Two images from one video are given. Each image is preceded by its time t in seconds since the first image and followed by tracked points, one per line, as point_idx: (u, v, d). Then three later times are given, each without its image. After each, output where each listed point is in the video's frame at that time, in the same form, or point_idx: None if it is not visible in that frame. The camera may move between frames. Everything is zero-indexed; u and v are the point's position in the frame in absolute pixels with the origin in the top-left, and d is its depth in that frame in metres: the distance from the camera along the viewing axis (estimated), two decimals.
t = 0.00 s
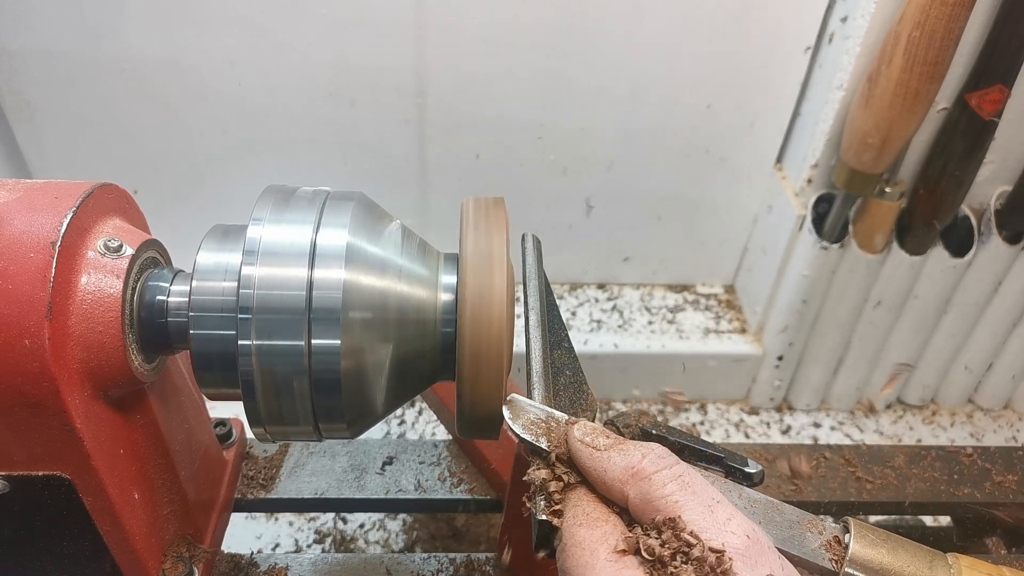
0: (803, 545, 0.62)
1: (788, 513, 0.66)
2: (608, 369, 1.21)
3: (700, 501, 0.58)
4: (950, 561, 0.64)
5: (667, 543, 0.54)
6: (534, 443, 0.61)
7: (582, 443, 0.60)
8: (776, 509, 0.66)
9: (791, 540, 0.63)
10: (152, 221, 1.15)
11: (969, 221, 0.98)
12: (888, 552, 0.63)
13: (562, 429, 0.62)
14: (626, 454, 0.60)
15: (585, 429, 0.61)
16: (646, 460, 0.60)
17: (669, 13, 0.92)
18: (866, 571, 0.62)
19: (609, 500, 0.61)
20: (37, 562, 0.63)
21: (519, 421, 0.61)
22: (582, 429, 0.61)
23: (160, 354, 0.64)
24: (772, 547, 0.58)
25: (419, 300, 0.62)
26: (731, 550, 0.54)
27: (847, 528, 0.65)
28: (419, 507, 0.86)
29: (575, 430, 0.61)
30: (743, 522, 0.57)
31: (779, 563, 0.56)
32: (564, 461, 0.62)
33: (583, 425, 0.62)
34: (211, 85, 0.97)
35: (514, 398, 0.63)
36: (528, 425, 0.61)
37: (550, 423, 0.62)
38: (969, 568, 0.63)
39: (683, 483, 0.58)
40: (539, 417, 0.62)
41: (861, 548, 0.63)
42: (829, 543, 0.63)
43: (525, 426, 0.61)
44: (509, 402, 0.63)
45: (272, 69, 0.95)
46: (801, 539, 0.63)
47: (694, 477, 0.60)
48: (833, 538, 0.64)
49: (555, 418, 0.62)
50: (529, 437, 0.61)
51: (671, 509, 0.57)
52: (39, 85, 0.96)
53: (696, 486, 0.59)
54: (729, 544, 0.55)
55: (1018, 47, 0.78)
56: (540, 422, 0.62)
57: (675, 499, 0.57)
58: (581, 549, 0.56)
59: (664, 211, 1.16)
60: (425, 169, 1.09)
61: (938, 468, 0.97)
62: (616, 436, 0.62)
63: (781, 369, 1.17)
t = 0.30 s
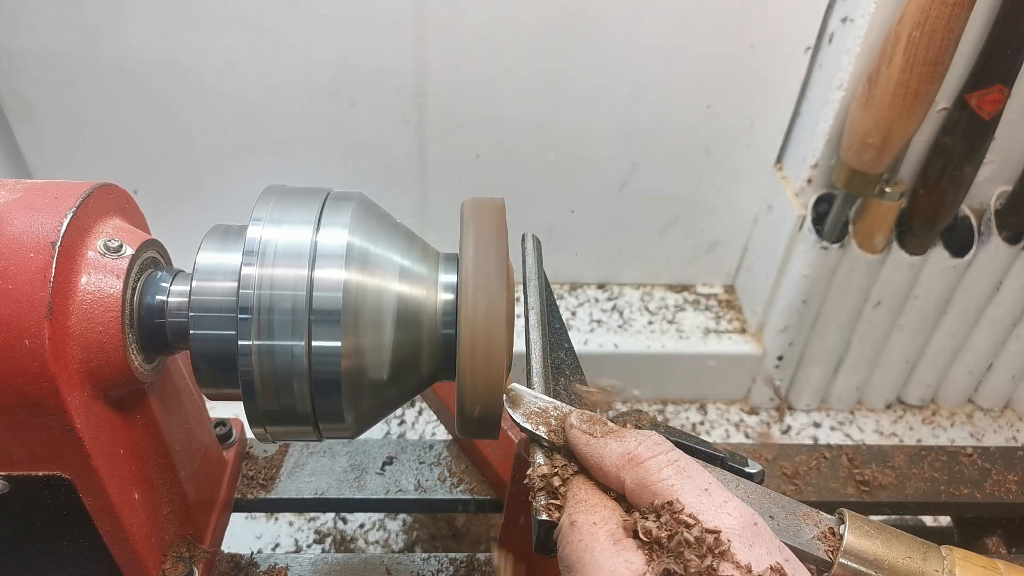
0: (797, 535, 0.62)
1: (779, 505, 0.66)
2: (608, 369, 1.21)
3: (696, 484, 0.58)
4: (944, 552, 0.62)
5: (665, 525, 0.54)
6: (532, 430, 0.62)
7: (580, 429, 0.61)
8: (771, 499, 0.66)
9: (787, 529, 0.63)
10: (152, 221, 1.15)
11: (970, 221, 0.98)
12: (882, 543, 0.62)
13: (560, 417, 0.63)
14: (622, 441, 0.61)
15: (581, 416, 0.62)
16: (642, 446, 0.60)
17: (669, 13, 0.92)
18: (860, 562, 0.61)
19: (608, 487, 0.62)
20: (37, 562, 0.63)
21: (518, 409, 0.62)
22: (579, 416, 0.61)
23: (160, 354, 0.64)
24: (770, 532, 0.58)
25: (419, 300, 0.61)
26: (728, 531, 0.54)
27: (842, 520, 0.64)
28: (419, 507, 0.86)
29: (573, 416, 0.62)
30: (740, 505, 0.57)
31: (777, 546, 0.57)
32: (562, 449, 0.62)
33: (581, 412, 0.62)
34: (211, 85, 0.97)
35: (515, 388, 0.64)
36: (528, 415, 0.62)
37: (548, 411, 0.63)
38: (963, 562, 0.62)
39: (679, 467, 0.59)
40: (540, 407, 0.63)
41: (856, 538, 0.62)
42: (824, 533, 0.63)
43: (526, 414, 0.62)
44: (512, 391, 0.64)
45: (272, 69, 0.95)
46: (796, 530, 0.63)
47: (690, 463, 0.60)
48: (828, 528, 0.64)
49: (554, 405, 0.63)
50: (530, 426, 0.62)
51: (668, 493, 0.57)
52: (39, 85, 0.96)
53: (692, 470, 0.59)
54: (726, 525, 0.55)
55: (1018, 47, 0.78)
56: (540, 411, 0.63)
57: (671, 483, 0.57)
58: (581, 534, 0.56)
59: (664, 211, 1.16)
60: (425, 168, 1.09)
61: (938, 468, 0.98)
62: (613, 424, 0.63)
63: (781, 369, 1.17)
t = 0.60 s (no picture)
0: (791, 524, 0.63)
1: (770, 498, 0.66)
2: (608, 369, 1.21)
3: (689, 470, 0.59)
4: (936, 544, 0.63)
5: (662, 507, 0.56)
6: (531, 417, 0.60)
7: (577, 413, 0.60)
8: (766, 489, 0.67)
9: (782, 519, 0.63)
10: (152, 221, 1.15)
11: (969, 221, 0.98)
12: (875, 534, 0.62)
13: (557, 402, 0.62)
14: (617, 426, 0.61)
15: (580, 401, 0.61)
16: (637, 434, 0.61)
17: (669, 13, 0.92)
18: (852, 553, 0.61)
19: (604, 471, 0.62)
20: (37, 562, 0.63)
21: (519, 396, 0.61)
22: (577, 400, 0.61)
23: (160, 354, 0.64)
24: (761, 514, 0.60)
25: (419, 300, 0.61)
26: (723, 513, 0.56)
27: (835, 510, 0.64)
28: (419, 507, 0.86)
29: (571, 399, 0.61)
30: (732, 489, 0.59)
31: (771, 527, 0.58)
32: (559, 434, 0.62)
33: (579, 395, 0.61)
34: (211, 85, 0.97)
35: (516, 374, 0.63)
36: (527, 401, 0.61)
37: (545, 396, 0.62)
38: (955, 554, 0.62)
39: (672, 453, 0.60)
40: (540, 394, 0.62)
41: (848, 529, 0.62)
42: (817, 523, 0.64)
43: (528, 401, 0.61)
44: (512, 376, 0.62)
45: (272, 69, 0.95)
46: (789, 519, 0.64)
47: (682, 450, 0.62)
48: (822, 517, 0.64)
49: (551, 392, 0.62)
50: (529, 412, 0.60)
51: (662, 478, 0.58)
52: (39, 85, 0.96)
53: (686, 456, 0.61)
54: (720, 508, 0.57)
55: (1018, 47, 0.78)
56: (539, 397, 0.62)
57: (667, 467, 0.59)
58: (581, 519, 0.57)
59: (664, 211, 1.16)
60: (425, 168, 1.09)
61: (938, 468, 0.98)
62: (611, 409, 0.62)
63: (781, 369, 1.17)
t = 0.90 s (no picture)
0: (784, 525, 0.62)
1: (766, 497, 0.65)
2: (608, 369, 1.21)
3: (684, 463, 0.60)
4: (929, 554, 0.62)
5: (658, 500, 0.56)
6: (533, 400, 0.62)
7: (583, 394, 0.61)
8: (761, 488, 0.66)
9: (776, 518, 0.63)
10: (152, 221, 1.15)
11: (970, 221, 0.98)
12: (866, 539, 0.62)
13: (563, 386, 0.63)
14: (619, 414, 0.61)
15: (588, 382, 0.62)
16: (635, 427, 0.61)
17: (669, 13, 0.92)
18: (842, 557, 0.61)
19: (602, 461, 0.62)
20: (37, 562, 0.63)
21: (523, 379, 0.62)
22: (584, 380, 0.61)
23: (160, 354, 0.64)
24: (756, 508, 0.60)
25: (419, 300, 0.61)
26: (717, 505, 0.57)
27: (829, 514, 0.64)
28: (419, 507, 0.86)
29: (577, 381, 0.62)
30: (728, 483, 0.59)
31: (766, 522, 0.58)
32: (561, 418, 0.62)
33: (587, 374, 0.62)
34: (211, 85, 0.97)
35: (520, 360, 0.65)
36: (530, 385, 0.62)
37: (550, 379, 0.63)
38: (947, 564, 0.60)
39: (668, 447, 0.60)
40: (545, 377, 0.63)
41: (840, 533, 0.62)
42: (811, 525, 0.63)
43: (530, 384, 0.62)
44: (518, 361, 0.64)
45: (272, 69, 0.95)
46: (781, 519, 0.63)
47: (679, 444, 0.62)
48: (815, 519, 0.64)
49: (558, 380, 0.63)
50: (531, 397, 0.62)
51: (658, 470, 0.59)
52: (39, 85, 0.96)
53: (683, 450, 0.61)
54: (715, 501, 0.57)
55: (1019, 47, 0.78)
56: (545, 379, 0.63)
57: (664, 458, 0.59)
58: (577, 514, 0.57)
59: (664, 211, 1.16)
60: (425, 168, 1.09)
61: (938, 468, 0.98)
62: (616, 397, 0.62)
63: (782, 369, 1.17)
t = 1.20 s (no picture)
0: (786, 521, 0.63)
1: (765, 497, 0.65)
2: (608, 369, 1.21)
3: (686, 467, 0.60)
4: (929, 545, 0.64)
5: (662, 504, 0.56)
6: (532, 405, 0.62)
7: (581, 404, 0.61)
8: (762, 485, 0.66)
9: (777, 515, 0.63)
10: (152, 221, 1.15)
11: (970, 221, 0.98)
12: (868, 533, 0.62)
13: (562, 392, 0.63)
14: (619, 420, 0.61)
15: (583, 393, 0.62)
16: (637, 429, 0.61)
17: (669, 13, 0.92)
18: (846, 551, 0.62)
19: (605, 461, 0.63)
20: (37, 562, 0.63)
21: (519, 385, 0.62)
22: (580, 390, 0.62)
23: (160, 354, 0.64)
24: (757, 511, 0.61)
25: (419, 300, 0.61)
26: (718, 511, 0.57)
27: (830, 508, 0.65)
28: (419, 507, 0.86)
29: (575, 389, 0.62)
30: (729, 486, 0.60)
31: (768, 527, 0.58)
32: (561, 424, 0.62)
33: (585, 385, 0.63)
34: (211, 85, 0.97)
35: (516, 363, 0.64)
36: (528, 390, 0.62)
37: (549, 386, 0.63)
38: (947, 554, 0.63)
39: (671, 450, 0.61)
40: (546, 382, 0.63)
41: (842, 527, 0.62)
42: (812, 520, 0.64)
43: (528, 390, 0.62)
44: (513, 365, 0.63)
45: (272, 69, 0.95)
46: (783, 515, 0.64)
47: (681, 446, 0.62)
48: (816, 513, 0.64)
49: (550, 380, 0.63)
50: (529, 401, 0.62)
51: (660, 474, 0.59)
52: (39, 85, 0.96)
53: (685, 453, 0.61)
54: (716, 505, 0.57)
55: (1019, 47, 0.78)
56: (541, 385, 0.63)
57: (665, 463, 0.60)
58: (577, 518, 0.57)
59: (664, 211, 1.16)
60: (425, 168, 1.09)
61: (938, 468, 0.98)
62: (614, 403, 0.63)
63: (782, 369, 1.17)
